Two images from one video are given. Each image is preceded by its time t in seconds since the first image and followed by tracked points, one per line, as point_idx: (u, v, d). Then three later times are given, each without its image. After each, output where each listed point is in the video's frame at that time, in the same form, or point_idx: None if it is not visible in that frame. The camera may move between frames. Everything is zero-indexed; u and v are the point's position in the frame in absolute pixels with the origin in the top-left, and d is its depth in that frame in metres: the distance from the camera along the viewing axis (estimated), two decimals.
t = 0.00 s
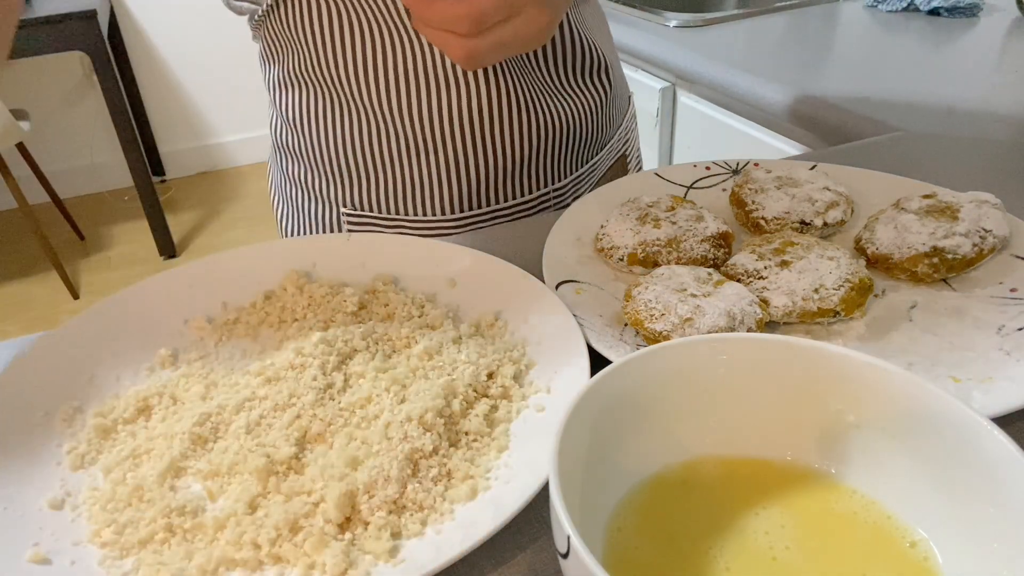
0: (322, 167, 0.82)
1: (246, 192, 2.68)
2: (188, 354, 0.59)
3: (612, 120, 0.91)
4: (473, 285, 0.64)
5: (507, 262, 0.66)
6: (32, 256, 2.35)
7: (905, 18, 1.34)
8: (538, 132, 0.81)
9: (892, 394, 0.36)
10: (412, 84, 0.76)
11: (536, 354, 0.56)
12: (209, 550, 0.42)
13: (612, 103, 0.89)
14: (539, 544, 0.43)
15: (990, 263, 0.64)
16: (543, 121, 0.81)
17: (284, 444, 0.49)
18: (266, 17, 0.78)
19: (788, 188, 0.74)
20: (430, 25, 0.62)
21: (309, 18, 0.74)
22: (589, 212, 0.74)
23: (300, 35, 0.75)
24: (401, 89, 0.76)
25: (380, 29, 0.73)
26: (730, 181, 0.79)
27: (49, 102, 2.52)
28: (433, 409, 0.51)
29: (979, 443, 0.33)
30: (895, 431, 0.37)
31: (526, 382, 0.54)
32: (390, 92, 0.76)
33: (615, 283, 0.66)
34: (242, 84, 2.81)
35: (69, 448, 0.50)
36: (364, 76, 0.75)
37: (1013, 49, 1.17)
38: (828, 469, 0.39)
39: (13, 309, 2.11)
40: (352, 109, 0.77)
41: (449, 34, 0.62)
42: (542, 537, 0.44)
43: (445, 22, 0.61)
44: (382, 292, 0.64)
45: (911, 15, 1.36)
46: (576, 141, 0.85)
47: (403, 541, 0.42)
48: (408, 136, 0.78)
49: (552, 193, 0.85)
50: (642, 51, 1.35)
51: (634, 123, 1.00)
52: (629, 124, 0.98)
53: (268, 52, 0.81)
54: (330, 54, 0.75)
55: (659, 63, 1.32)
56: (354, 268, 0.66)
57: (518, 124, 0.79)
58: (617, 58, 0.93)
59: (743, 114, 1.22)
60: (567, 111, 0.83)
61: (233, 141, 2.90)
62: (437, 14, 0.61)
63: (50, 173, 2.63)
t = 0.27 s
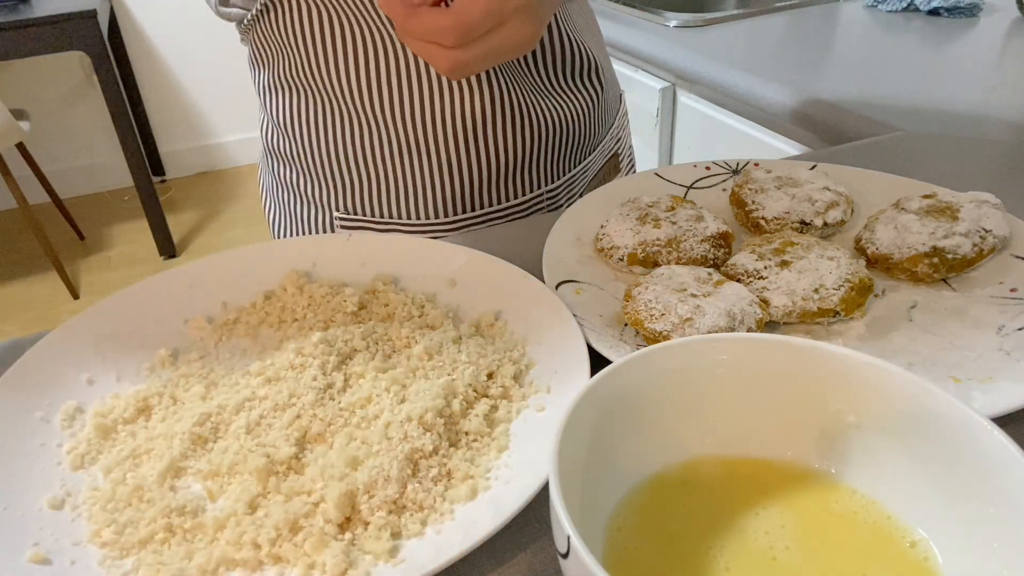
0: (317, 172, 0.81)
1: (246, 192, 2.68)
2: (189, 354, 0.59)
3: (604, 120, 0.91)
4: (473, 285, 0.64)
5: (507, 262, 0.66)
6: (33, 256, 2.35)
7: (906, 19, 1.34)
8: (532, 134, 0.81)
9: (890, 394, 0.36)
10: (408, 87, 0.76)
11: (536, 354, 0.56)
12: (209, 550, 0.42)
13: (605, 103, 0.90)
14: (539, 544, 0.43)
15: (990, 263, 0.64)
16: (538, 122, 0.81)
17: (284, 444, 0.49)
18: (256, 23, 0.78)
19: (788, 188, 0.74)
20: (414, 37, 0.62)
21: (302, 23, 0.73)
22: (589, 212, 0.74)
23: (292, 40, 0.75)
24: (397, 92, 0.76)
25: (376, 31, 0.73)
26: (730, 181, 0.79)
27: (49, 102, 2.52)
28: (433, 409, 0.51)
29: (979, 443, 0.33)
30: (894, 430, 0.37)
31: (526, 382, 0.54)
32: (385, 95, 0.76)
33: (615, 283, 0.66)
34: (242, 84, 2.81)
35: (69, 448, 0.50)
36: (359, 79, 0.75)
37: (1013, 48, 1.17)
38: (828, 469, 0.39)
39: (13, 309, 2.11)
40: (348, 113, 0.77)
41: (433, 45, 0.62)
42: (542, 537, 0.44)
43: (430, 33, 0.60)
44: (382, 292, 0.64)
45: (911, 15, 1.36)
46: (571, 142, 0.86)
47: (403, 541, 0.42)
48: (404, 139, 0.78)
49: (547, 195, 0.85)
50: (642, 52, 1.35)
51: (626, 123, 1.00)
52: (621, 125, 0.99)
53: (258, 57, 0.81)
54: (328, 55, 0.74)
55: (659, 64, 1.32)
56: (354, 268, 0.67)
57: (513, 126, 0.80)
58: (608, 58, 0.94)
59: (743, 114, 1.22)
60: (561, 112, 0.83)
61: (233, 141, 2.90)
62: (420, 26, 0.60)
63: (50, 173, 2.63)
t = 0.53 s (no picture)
0: (318, 173, 0.81)
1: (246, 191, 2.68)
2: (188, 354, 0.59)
3: (606, 118, 0.91)
4: (473, 285, 0.64)
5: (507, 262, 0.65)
6: (33, 256, 2.35)
7: (906, 18, 1.34)
8: (535, 134, 0.81)
9: (890, 395, 0.36)
10: (410, 87, 0.76)
11: (536, 354, 0.56)
12: (209, 550, 0.42)
13: (607, 101, 0.89)
14: (539, 544, 0.43)
15: (990, 263, 0.64)
16: (541, 123, 0.81)
17: (284, 444, 0.49)
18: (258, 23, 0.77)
19: (788, 188, 0.74)
20: (449, 23, 0.62)
21: (305, 23, 0.73)
22: (589, 212, 0.74)
23: (294, 40, 0.75)
24: (399, 93, 0.76)
25: (379, 30, 0.73)
26: (730, 181, 0.79)
27: (50, 103, 2.52)
28: (433, 409, 0.51)
29: (980, 444, 0.33)
30: (894, 430, 0.37)
31: (527, 382, 0.54)
32: (387, 95, 0.76)
33: (615, 283, 0.66)
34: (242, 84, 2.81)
35: (69, 448, 0.50)
36: (361, 80, 0.75)
37: (1013, 48, 1.17)
38: (828, 469, 0.39)
39: (13, 309, 2.11)
40: (350, 114, 0.77)
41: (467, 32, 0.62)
42: (542, 537, 0.44)
43: (468, 21, 0.60)
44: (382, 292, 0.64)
45: (911, 15, 1.36)
46: (573, 142, 0.85)
47: (403, 541, 0.42)
48: (406, 139, 0.78)
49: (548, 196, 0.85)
50: (642, 51, 1.35)
51: (626, 125, 1.00)
52: (622, 126, 0.99)
53: (257, 57, 0.80)
54: (329, 56, 0.74)
55: (659, 63, 1.32)
56: (354, 268, 0.66)
57: (517, 126, 0.79)
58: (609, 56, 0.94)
59: (743, 114, 1.22)
60: (563, 113, 0.83)
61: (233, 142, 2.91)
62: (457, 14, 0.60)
63: (50, 173, 2.63)
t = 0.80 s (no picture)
0: (339, 160, 0.82)
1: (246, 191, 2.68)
2: (188, 353, 0.59)
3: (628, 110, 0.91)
4: (473, 284, 0.64)
5: (507, 262, 0.66)
6: (33, 256, 2.35)
7: (906, 18, 1.34)
8: (553, 126, 0.81)
9: (889, 395, 0.36)
10: (434, 80, 0.76)
11: (536, 354, 0.56)
12: (209, 550, 0.42)
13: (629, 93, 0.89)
14: (539, 544, 0.43)
15: (990, 263, 0.64)
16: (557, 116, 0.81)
17: (284, 445, 0.49)
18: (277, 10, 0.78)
19: (788, 188, 0.74)
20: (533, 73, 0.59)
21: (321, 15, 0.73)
22: (589, 212, 0.74)
23: (310, 30, 0.75)
24: (416, 86, 0.76)
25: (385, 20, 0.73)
26: (730, 181, 0.79)
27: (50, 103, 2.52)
28: (433, 409, 0.51)
29: (979, 444, 0.33)
30: (894, 431, 0.37)
31: (527, 382, 0.54)
32: (405, 85, 0.76)
33: (615, 283, 0.66)
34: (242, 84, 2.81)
35: (69, 449, 0.50)
36: (376, 72, 0.75)
37: (1013, 48, 1.17)
38: (827, 470, 0.39)
39: (13, 309, 2.11)
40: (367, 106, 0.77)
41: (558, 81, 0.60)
42: (542, 538, 0.44)
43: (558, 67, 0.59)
44: (382, 292, 0.64)
45: (911, 15, 1.36)
46: (588, 135, 0.85)
47: (403, 542, 0.42)
48: (431, 131, 0.78)
49: (570, 188, 0.85)
50: (642, 52, 1.35)
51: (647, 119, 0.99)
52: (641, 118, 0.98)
53: (281, 49, 0.80)
54: (352, 49, 0.74)
55: (659, 64, 1.32)
56: (354, 268, 0.66)
57: (532, 118, 0.79)
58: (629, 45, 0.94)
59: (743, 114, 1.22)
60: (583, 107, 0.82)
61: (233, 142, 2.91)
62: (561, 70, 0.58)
63: (50, 173, 2.63)
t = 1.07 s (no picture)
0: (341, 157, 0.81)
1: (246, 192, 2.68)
2: (188, 353, 0.59)
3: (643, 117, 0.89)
4: (473, 284, 0.64)
5: (507, 262, 0.65)
6: (32, 256, 2.35)
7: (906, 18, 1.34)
8: (561, 124, 0.79)
9: (889, 395, 0.37)
10: (432, 85, 0.74)
11: (536, 354, 0.56)
12: (209, 550, 0.42)
13: (643, 100, 0.87)
14: (539, 544, 0.43)
15: (990, 263, 0.64)
16: (564, 114, 0.79)
17: (285, 445, 0.49)
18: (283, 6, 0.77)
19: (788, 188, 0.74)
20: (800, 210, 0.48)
21: (325, 9, 0.72)
22: (589, 212, 0.74)
23: (314, 24, 0.74)
24: (416, 83, 0.74)
25: (385, 22, 0.72)
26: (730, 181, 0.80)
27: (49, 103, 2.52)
28: (433, 409, 0.51)
29: (980, 444, 0.33)
30: (894, 430, 0.37)
31: (527, 382, 0.54)
32: (404, 89, 0.75)
33: (615, 283, 0.66)
34: (242, 84, 2.81)
35: (69, 448, 0.50)
36: (380, 69, 0.74)
37: (1013, 49, 1.17)
38: (827, 470, 0.39)
39: (13, 309, 2.11)
40: (369, 103, 0.76)
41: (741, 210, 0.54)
42: (542, 538, 0.44)
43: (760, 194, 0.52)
44: (382, 293, 0.64)
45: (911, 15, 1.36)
46: (595, 143, 0.83)
47: (403, 541, 0.42)
48: (430, 136, 0.77)
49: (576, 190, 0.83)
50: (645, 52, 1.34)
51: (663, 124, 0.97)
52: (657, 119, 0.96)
53: (290, 48, 0.80)
54: (350, 49, 0.73)
55: (659, 64, 1.32)
56: (354, 268, 0.67)
57: (537, 117, 0.78)
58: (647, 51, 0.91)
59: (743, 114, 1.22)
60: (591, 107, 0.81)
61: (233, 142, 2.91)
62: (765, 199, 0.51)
63: (50, 173, 2.63)
